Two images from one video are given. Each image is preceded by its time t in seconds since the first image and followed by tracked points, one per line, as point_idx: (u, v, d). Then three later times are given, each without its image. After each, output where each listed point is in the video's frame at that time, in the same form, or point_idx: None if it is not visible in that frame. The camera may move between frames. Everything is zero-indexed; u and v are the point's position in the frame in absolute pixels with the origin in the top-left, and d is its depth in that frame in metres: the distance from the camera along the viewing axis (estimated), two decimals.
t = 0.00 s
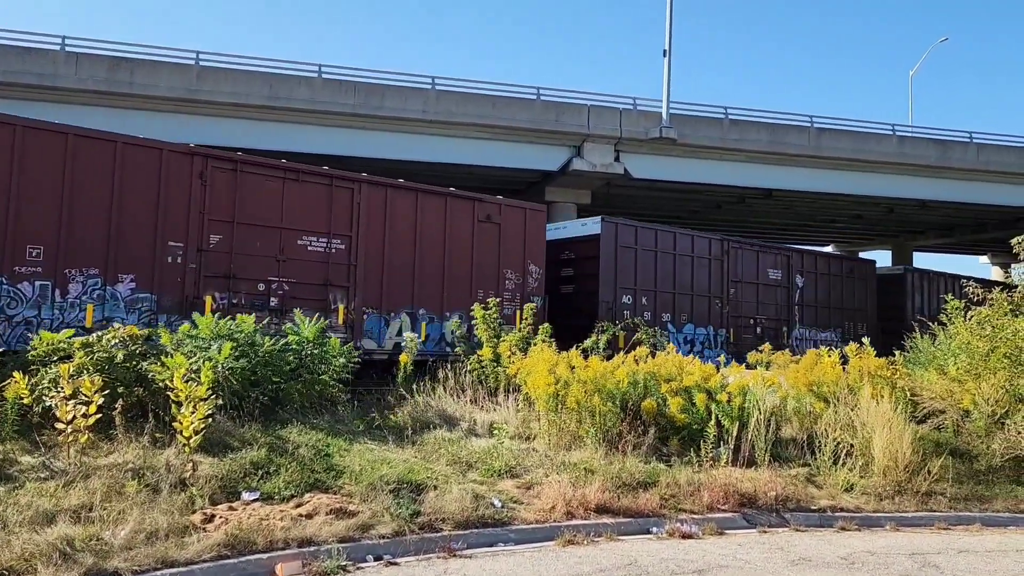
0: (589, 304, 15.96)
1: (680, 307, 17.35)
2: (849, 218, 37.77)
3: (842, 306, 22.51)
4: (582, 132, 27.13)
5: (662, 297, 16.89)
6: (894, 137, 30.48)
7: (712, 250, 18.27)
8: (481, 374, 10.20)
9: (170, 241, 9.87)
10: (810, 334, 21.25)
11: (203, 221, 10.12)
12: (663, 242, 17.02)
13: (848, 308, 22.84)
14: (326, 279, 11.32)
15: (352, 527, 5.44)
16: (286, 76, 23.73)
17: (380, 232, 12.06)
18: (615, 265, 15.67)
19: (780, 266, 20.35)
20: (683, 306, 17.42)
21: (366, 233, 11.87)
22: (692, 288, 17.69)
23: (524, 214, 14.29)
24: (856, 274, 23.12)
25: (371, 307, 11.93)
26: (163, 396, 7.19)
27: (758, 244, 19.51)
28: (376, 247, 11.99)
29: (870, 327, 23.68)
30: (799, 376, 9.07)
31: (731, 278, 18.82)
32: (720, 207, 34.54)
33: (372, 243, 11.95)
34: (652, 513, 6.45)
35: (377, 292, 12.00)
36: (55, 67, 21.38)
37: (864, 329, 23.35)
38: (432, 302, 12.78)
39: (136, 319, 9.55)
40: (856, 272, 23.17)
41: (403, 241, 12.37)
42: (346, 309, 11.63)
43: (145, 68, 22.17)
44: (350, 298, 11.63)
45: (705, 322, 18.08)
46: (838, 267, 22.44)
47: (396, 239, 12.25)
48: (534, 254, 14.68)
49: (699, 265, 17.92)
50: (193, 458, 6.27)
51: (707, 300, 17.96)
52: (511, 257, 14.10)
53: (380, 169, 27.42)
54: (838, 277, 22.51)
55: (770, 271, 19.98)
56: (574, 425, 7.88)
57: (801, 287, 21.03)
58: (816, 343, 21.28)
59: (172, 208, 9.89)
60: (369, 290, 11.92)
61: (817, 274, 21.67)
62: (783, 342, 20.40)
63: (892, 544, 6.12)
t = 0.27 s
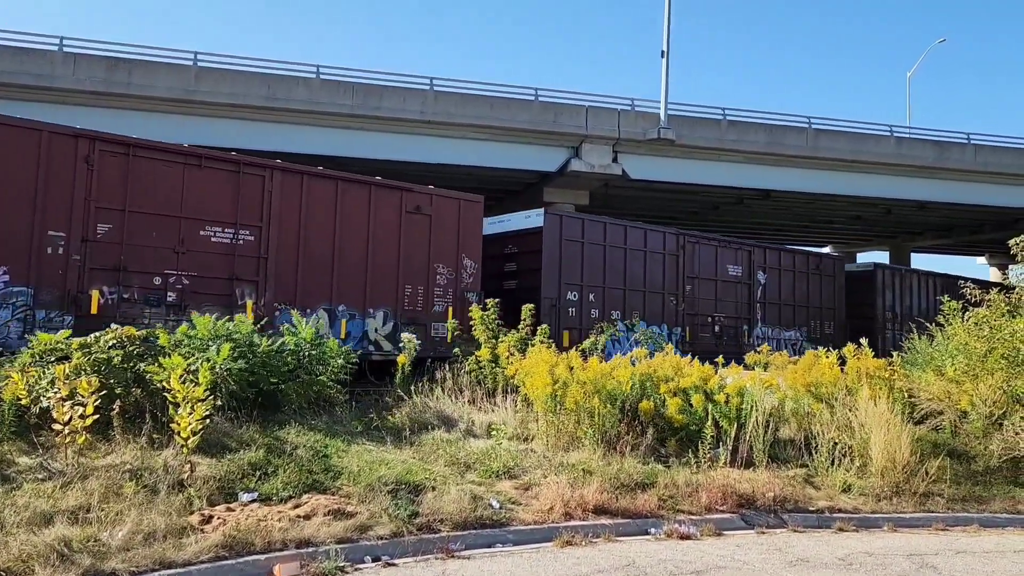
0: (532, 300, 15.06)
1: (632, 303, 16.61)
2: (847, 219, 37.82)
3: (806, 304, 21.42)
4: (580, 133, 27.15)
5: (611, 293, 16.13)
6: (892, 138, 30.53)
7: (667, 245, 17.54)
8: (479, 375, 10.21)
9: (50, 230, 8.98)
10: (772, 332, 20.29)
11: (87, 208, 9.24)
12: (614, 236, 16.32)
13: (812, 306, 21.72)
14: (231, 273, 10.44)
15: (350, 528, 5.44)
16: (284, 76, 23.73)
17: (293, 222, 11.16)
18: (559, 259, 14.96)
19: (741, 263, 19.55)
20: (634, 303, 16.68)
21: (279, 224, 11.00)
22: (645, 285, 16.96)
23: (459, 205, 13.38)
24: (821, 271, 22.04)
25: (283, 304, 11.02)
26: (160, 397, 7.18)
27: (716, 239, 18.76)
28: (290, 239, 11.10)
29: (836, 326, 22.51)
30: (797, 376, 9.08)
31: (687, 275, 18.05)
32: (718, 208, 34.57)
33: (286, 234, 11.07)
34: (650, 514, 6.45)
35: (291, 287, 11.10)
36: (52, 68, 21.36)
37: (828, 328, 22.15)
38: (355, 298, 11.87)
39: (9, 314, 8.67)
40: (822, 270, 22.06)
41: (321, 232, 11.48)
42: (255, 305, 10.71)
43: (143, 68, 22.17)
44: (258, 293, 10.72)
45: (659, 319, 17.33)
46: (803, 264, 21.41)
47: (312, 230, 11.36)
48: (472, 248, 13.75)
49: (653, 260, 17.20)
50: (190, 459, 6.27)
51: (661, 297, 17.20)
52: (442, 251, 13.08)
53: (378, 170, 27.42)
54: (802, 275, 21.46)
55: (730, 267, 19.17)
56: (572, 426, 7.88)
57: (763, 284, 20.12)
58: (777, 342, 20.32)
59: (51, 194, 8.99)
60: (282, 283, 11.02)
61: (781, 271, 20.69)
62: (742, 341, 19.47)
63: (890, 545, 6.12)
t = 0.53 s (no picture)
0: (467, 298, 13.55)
1: (574, 301, 14.82)
2: (846, 219, 37.84)
3: (772, 302, 19.17)
4: (579, 133, 27.15)
5: (551, 288, 14.46)
6: (890, 139, 30.55)
7: (616, 238, 15.71)
8: (478, 376, 10.20)
9: None
10: (733, 332, 18.16)
11: None
12: (557, 228, 14.69)
13: (780, 305, 19.53)
14: (122, 265, 9.27)
15: (348, 529, 5.44)
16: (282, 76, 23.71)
17: (194, 209, 9.97)
18: (496, 251, 13.49)
19: (702, 258, 17.56)
20: (578, 300, 14.92)
21: (178, 212, 9.82)
22: (590, 280, 15.17)
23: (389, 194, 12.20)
24: (788, 267, 19.76)
25: (180, 299, 9.83)
26: (158, 398, 7.18)
27: (673, 231, 16.83)
28: (189, 229, 9.91)
29: (803, 326, 20.17)
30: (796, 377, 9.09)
31: (640, 270, 16.20)
32: (717, 208, 34.57)
33: (185, 223, 9.88)
34: (648, 515, 6.45)
35: (191, 281, 9.93)
36: (50, 68, 21.33)
37: (794, 327, 19.78)
38: (268, 294, 10.67)
39: None
40: (789, 267, 19.78)
41: (225, 221, 10.27)
42: (147, 301, 9.51)
43: (142, 69, 22.15)
44: (153, 288, 9.56)
45: (605, 317, 15.48)
46: (769, 259, 19.21)
47: (214, 219, 10.16)
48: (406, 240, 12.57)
49: (600, 253, 15.40)
50: (189, 460, 6.27)
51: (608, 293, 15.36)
52: (367, 242, 11.85)
53: (377, 170, 27.40)
54: (768, 272, 19.26)
55: (688, 262, 17.17)
56: (571, 426, 7.88)
57: (725, 282, 18.06)
58: (740, 343, 18.24)
59: None
60: (180, 277, 9.83)
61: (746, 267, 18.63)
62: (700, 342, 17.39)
63: (888, 545, 6.12)
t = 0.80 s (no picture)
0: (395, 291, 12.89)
1: (515, 295, 14.15)
2: (844, 220, 37.87)
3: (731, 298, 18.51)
4: (578, 133, 27.16)
5: (489, 283, 13.77)
6: (888, 139, 30.58)
7: (562, 230, 15.01)
8: (476, 376, 10.21)
9: None
10: (688, 329, 17.44)
11: None
12: (496, 219, 13.94)
13: (740, 300, 18.84)
14: None
15: (347, 530, 5.43)
16: (281, 77, 23.72)
17: (79, 195, 9.15)
18: (428, 243, 12.81)
19: (655, 252, 16.88)
20: (518, 295, 14.24)
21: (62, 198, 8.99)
22: (532, 275, 14.47)
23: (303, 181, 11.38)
24: (748, 262, 19.12)
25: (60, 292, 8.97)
26: (157, 398, 7.18)
27: (623, 224, 16.16)
28: (69, 216, 9.05)
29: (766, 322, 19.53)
30: (794, 377, 9.10)
31: (587, 264, 15.51)
32: (715, 208, 34.59)
33: (70, 209, 9.06)
34: (647, 514, 6.46)
35: (73, 274, 9.08)
36: (49, 68, 21.31)
37: (756, 323, 19.09)
38: (164, 287, 9.82)
39: None
40: (749, 262, 19.15)
41: (117, 207, 9.44)
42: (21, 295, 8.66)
43: (140, 69, 22.13)
44: (30, 280, 8.73)
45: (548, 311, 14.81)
46: (728, 254, 18.58)
47: (105, 204, 9.34)
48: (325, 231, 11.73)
49: (543, 246, 14.67)
50: (187, 460, 6.26)
51: (552, 287, 14.68)
52: (278, 233, 11.03)
53: (375, 170, 27.39)
54: (728, 266, 18.62)
55: (640, 256, 16.51)
56: (570, 426, 7.89)
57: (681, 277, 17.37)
58: (695, 341, 17.55)
59: None
60: (62, 269, 9.00)
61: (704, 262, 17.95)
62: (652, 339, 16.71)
63: (885, 546, 6.12)
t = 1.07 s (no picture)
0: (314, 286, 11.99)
1: (449, 290, 13.20)
2: (844, 219, 37.87)
3: (689, 293, 17.60)
4: (577, 133, 27.17)
5: (420, 276, 12.80)
6: (888, 139, 30.58)
7: (502, 221, 14.05)
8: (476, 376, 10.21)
9: None
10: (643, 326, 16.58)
11: None
12: (428, 208, 12.96)
13: (699, 296, 17.93)
14: None
15: (346, 530, 5.44)
16: (281, 76, 23.71)
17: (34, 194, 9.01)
18: (350, 232, 11.87)
19: (605, 245, 15.93)
20: (453, 290, 13.29)
21: None
22: (468, 267, 13.50)
23: (207, 165, 10.56)
24: (708, 256, 18.21)
25: None
26: (157, 398, 7.17)
27: (570, 216, 15.20)
28: None
29: (727, 319, 18.67)
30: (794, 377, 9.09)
31: (530, 257, 14.56)
32: (715, 208, 34.60)
33: None
34: (647, 514, 6.46)
35: None
36: (49, 68, 21.30)
37: (716, 319, 18.21)
38: (42, 277, 9.05)
39: None
40: (709, 256, 18.26)
41: None
42: None
43: (140, 69, 22.12)
44: None
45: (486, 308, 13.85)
46: (686, 247, 17.65)
47: None
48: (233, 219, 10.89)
49: (480, 238, 13.70)
50: (186, 460, 6.26)
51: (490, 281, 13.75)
52: (179, 220, 10.22)
53: (375, 170, 27.38)
54: (685, 260, 17.69)
55: (588, 248, 15.55)
56: (569, 426, 7.89)
57: (633, 271, 16.44)
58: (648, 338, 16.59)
59: None
60: None
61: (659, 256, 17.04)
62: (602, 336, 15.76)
63: (885, 545, 6.12)
